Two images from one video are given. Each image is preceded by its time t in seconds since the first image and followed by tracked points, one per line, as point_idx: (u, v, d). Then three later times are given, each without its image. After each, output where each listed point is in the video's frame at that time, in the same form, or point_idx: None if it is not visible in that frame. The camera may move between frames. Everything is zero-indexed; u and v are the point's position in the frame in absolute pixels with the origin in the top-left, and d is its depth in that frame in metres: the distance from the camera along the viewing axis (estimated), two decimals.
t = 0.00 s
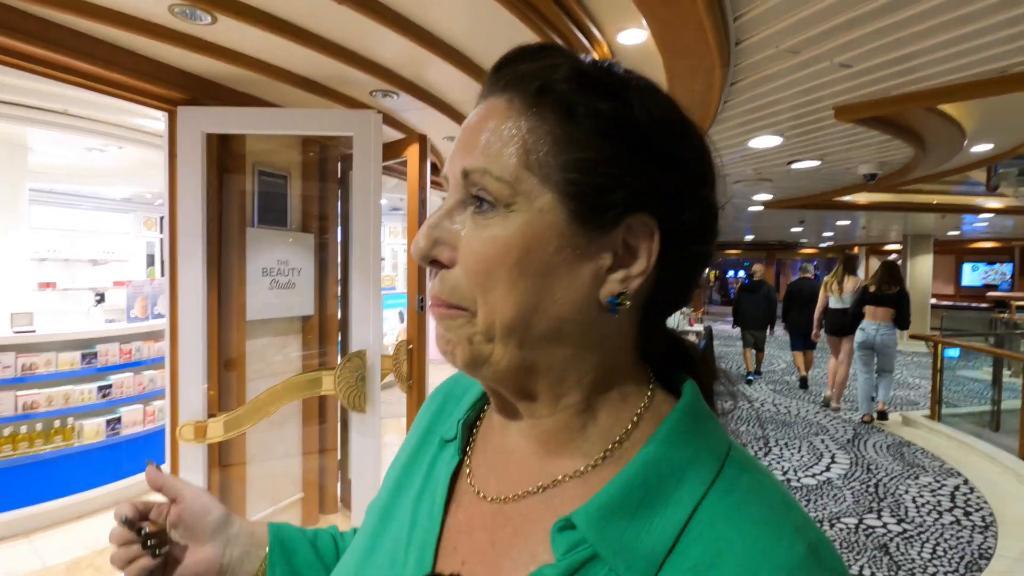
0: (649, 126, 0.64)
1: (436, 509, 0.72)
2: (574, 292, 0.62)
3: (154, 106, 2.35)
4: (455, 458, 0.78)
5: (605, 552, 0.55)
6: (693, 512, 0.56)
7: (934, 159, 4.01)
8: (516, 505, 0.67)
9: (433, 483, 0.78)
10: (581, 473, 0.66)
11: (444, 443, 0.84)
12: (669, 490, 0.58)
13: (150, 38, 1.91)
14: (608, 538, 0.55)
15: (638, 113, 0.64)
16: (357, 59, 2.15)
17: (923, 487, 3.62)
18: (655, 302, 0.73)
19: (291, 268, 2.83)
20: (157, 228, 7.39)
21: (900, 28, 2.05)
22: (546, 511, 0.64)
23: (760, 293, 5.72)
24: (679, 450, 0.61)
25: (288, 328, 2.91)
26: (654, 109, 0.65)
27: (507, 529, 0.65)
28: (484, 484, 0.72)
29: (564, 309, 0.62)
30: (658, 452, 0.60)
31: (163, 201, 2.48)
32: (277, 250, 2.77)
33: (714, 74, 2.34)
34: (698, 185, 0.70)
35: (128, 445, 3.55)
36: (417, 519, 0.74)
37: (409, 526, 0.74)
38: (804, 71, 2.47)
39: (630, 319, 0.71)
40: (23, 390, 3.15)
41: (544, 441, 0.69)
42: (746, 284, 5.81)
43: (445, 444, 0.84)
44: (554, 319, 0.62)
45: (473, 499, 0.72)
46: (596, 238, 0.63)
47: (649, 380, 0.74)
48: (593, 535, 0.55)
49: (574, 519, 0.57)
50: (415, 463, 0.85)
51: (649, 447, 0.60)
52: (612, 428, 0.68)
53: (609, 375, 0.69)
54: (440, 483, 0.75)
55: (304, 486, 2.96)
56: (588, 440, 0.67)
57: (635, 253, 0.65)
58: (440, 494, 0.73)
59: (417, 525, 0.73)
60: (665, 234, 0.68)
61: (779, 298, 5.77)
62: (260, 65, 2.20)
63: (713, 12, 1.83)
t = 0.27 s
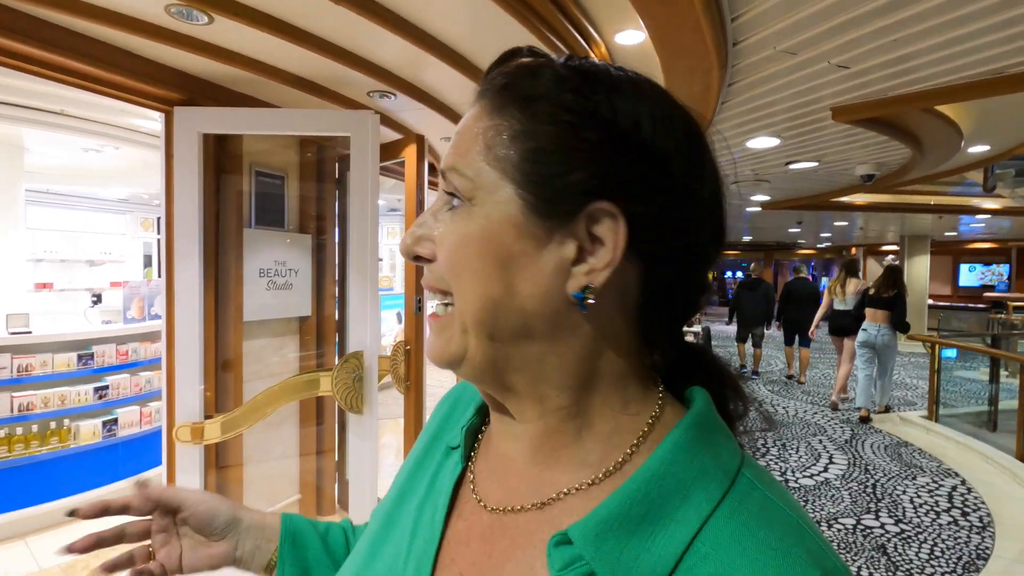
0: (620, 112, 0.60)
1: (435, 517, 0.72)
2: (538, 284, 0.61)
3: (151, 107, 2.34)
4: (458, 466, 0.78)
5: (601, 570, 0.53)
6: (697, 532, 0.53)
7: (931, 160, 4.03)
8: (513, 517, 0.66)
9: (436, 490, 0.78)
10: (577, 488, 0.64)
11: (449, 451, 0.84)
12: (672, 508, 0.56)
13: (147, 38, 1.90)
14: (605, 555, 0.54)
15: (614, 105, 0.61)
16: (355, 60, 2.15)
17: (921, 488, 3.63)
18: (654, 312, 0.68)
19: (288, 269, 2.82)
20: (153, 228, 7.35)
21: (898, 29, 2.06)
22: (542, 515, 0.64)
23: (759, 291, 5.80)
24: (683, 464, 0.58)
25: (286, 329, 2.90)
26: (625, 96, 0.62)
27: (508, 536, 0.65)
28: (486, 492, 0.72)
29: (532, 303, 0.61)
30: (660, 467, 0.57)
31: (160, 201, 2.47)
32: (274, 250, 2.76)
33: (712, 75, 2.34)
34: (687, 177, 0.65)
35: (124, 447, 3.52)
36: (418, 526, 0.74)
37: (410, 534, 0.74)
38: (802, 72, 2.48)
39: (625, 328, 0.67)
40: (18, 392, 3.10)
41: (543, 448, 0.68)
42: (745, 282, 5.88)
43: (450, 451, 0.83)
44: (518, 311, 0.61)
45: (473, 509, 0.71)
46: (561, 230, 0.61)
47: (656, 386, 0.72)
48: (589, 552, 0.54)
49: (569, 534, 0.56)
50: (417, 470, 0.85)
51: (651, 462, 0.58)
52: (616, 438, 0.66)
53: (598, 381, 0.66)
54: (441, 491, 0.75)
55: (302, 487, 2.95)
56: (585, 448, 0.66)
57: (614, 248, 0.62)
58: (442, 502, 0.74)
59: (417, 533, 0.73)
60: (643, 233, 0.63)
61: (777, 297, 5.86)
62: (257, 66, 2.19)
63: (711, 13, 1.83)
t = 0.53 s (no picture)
0: (590, 111, 0.60)
1: (443, 508, 0.73)
2: (510, 279, 0.63)
3: (153, 108, 2.35)
4: (472, 459, 0.78)
5: (585, 569, 0.53)
6: (689, 536, 0.51)
7: (932, 162, 4.02)
8: (511, 510, 0.67)
9: (449, 484, 0.78)
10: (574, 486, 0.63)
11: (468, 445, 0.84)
12: (666, 512, 0.53)
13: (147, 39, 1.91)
14: (591, 555, 0.53)
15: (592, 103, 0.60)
16: (356, 62, 2.15)
17: (922, 490, 3.62)
18: (653, 317, 0.64)
19: (289, 270, 2.82)
20: (155, 230, 7.35)
21: (897, 31, 2.06)
22: (538, 516, 0.64)
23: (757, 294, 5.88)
24: (677, 467, 0.55)
25: (287, 330, 2.90)
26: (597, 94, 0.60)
27: (504, 533, 0.65)
28: (493, 485, 0.73)
29: (509, 297, 0.63)
30: (654, 469, 0.55)
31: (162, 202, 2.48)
32: (276, 251, 2.77)
33: (712, 77, 2.35)
34: (675, 171, 0.59)
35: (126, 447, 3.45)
36: (427, 517, 0.75)
37: (418, 524, 0.75)
38: (803, 74, 2.48)
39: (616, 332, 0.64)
40: (20, 393, 3.10)
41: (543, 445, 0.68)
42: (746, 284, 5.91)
43: (467, 447, 0.82)
44: (495, 304, 0.64)
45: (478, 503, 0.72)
46: (534, 226, 0.62)
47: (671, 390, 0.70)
48: (574, 549, 0.54)
49: (557, 531, 0.56)
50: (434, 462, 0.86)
51: (645, 464, 0.56)
52: (617, 439, 0.64)
53: (587, 381, 0.64)
54: (452, 484, 0.75)
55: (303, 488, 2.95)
56: (584, 446, 0.65)
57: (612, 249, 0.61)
58: (450, 493, 0.74)
59: (424, 523, 0.74)
60: (631, 230, 0.59)
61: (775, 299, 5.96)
62: (257, 67, 2.20)
63: (712, 15, 1.83)
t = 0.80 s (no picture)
0: (578, 120, 0.60)
1: (454, 506, 0.74)
2: (508, 285, 0.65)
3: (159, 111, 2.37)
4: (486, 460, 0.78)
5: (582, 569, 0.54)
6: (689, 541, 0.50)
7: (936, 163, 4.01)
8: (517, 509, 0.68)
9: (461, 483, 0.78)
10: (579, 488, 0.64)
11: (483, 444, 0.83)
12: (666, 515, 0.53)
13: (152, 43, 1.92)
14: (587, 555, 0.54)
15: (581, 111, 0.60)
16: (360, 64, 2.16)
17: (927, 492, 3.61)
18: (652, 320, 0.61)
19: (294, 272, 2.83)
20: (160, 231, 7.36)
21: (902, 33, 2.05)
22: (541, 518, 0.65)
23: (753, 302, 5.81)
24: (678, 472, 0.55)
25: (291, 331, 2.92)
26: (584, 103, 0.61)
27: (509, 532, 0.66)
28: (505, 483, 0.73)
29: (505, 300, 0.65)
30: (656, 473, 0.56)
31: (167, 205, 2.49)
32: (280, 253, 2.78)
33: (716, 79, 2.35)
34: (658, 169, 0.56)
35: (133, 448, 3.42)
36: (438, 515, 0.76)
37: (429, 522, 0.76)
38: (806, 75, 2.48)
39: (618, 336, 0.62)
40: (28, 393, 3.09)
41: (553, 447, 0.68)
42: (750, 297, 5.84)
43: (480, 448, 0.82)
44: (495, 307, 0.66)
45: (488, 498, 0.73)
46: (530, 233, 0.64)
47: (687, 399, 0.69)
48: (571, 550, 0.55)
49: (556, 532, 0.57)
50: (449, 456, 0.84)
51: (647, 467, 0.56)
52: (625, 444, 0.63)
53: (590, 384, 0.64)
54: (465, 484, 0.76)
55: (307, 489, 2.96)
56: (590, 450, 0.65)
57: (626, 259, 0.59)
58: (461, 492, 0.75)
59: (436, 520, 0.75)
60: (629, 231, 0.58)
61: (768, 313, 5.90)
62: (261, 70, 2.20)
63: (715, 17, 1.84)
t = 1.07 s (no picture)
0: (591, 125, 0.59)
1: (464, 512, 0.74)
2: (518, 293, 0.65)
3: (167, 114, 2.38)
4: (497, 466, 0.78)
5: None
6: (701, 551, 0.50)
7: (945, 164, 3.97)
8: (528, 516, 0.67)
9: (471, 488, 0.78)
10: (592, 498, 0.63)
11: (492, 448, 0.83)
12: (680, 525, 0.53)
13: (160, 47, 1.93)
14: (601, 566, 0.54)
15: (591, 116, 0.60)
16: (366, 67, 2.17)
17: (937, 496, 3.57)
18: (661, 324, 0.60)
19: (300, 275, 2.85)
20: (167, 233, 7.39)
21: (911, 33, 2.04)
22: (550, 525, 0.64)
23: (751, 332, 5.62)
24: (691, 481, 0.55)
25: (297, 333, 2.93)
26: (592, 107, 0.60)
27: (517, 539, 0.65)
28: (515, 491, 0.73)
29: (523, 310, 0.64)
30: (669, 483, 0.55)
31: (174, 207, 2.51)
32: (286, 255, 2.79)
33: (723, 80, 2.34)
34: (670, 175, 0.56)
35: (139, 448, 3.43)
36: (448, 519, 0.76)
37: (438, 526, 0.76)
38: (813, 77, 2.46)
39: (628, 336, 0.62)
40: (36, 394, 3.09)
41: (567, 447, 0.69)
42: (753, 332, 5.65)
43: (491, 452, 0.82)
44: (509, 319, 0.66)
45: (498, 507, 0.72)
46: (540, 240, 0.63)
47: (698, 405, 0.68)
48: (584, 560, 0.55)
49: (568, 541, 0.57)
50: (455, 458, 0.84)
51: (659, 479, 0.56)
52: (636, 452, 0.63)
53: (601, 389, 0.63)
54: (475, 490, 0.76)
55: (313, 491, 2.97)
56: (603, 458, 0.64)
57: (640, 270, 0.59)
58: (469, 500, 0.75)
59: (445, 524, 0.75)
60: (638, 235, 0.57)
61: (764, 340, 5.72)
62: (267, 73, 2.21)
63: (722, 19, 1.83)
